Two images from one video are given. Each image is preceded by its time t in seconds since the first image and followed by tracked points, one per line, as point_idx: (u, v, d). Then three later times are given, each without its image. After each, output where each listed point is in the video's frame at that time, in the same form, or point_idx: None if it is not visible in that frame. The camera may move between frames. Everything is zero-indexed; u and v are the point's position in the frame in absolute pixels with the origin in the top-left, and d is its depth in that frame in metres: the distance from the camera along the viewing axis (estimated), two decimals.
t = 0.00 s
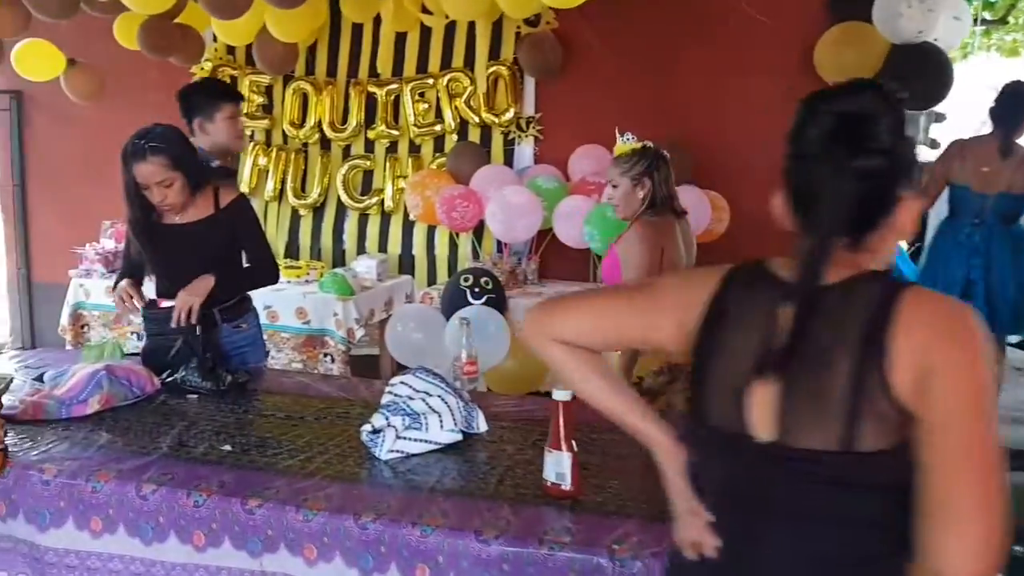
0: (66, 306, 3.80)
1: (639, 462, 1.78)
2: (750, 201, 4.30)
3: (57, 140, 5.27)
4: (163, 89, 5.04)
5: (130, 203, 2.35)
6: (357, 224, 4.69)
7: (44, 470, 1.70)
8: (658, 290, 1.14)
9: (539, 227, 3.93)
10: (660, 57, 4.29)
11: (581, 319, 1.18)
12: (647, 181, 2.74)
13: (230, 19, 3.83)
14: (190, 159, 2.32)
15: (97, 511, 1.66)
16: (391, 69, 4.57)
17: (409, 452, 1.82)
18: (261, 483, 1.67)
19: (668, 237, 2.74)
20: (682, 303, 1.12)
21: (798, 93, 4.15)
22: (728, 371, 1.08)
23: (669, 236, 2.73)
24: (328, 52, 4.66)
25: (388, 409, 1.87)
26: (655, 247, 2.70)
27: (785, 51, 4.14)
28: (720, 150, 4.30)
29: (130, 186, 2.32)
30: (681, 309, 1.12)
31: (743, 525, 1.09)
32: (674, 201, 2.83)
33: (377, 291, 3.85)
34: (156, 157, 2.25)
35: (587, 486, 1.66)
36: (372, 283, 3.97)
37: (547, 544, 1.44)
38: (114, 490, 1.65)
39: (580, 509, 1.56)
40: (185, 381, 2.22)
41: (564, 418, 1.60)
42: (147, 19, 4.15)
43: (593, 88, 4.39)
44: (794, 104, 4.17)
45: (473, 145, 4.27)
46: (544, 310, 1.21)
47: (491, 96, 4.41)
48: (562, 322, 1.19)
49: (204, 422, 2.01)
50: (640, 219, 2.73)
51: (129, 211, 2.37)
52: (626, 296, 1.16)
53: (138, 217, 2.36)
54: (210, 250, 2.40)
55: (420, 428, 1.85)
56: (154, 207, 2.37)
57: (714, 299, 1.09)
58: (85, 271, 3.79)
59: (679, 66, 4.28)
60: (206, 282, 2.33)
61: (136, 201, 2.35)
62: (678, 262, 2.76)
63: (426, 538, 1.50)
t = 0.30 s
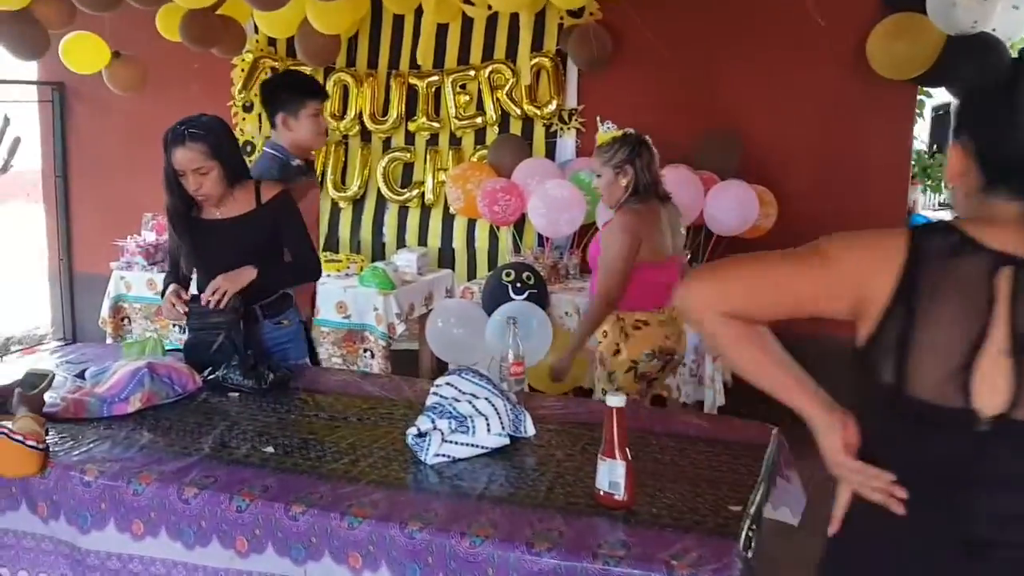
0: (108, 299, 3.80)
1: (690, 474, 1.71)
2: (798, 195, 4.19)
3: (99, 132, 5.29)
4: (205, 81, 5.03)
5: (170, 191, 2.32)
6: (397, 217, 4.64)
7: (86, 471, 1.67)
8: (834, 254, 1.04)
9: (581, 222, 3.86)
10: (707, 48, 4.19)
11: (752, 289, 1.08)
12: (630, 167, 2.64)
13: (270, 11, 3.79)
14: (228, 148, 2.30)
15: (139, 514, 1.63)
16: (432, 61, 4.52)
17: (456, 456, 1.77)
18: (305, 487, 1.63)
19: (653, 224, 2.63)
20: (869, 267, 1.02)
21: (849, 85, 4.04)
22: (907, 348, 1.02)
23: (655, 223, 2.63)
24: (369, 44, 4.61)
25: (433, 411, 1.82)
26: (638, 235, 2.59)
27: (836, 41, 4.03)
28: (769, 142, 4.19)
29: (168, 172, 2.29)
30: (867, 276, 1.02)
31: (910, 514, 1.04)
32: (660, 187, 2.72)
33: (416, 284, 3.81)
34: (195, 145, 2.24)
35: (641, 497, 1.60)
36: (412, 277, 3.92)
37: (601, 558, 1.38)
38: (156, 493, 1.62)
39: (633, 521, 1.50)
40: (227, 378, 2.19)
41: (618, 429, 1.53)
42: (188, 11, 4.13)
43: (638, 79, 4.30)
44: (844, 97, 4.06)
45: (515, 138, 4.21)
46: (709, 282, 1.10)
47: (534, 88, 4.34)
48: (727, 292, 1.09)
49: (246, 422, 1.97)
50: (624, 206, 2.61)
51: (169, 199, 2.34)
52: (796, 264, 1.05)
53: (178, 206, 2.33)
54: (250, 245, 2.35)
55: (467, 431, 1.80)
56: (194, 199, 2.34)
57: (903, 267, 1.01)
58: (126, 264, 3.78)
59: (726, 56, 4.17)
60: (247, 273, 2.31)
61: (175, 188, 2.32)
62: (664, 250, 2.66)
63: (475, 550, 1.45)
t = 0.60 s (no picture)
0: (113, 290, 3.75)
1: (707, 472, 1.67)
2: (813, 186, 4.13)
3: (105, 122, 5.26)
4: (212, 69, 4.98)
5: (171, 178, 2.28)
6: (406, 208, 4.59)
7: (87, 466, 1.62)
8: (934, 260, 1.07)
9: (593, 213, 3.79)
10: (721, 36, 4.13)
11: (884, 315, 1.05)
12: (582, 161, 2.58)
13: None
14: (228, 133, 2.26)
15: (141, 511, 1.58)
16: (441, 49, 4.46)
17: (467, 453, 1.73)
18: (314, 483, 1.58)
19: (610, 218, 2.60)
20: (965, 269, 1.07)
21: (866, 73, 3.98)
22: (1001, 348, 1.09)
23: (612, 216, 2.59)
24: (377, 31, 4.54)
25: (444, 406, 1.77)
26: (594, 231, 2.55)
27: (854, 29, 3.97)
28: (784, 132, 4.13)
29: (167, 158, 2.25)
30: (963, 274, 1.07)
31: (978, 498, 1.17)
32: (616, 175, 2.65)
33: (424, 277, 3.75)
34: (191, 129, 2.18)
35: (659, 496, 1.56)
36: (420, 268, 3.87)
37: (618, 560, 1.34)
38: (159, 489, 1.57)
39: (651, 521, 1.46)
40: (233, 371, 2.14)
41: (636, 428, 1.48)
42: None
43: (650, 68, 4.24)
44: (861, 86, 4.00)
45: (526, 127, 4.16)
46: (842, 316, 1.05)
47: (545, 76, 4.28)
48: (859, 321, 1.05)
49: (252, 416, 1.93)
50: (582, 199, 2.56)
51: (169, 188, 2.30)
52: (912, 276, 1.05)
53: (178, 194, 2.29)
54: (253, 235, 2.30)
55: (479, 427, 1.75)
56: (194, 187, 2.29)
57: (994, 265, 1.07)
58: (132, 255, 3.74)
59: (741, 45, 4.11)
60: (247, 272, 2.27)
61: (176, 175, 2.27)
62: (620, 242, 2.64)
63: (488, 550, 1.40)
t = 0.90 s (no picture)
0: (109, 286, 3.67)
1: (713, 480, 1.58)
2: (824, 178, 4.03)
3: (105, 115, 5.18)
4: (212, 62, 4.90)
5: (155, 167, 2.19)
6: (407, 202, 4.50)
7: (60, 473, 1.54)
8: (904, 266, 1.10)
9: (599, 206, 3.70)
10: (730, 26, 4.02)
11: (848, 335, 1.10)
12: (529, 142, 2.60)
13: None
14: (217, 122, 2.17)
15: (116, 520, 1.50)
16: (444, 40, 4.37)
17: (459, 458, 1.64)
18: (297, 492, 1.50)
19: (560, 197, 2.59)
20: (936, 273, 1.10)
21: (880, 63, 3.87)
22: (975, 346, 1.12)
23: (564, 198, 2.60)
24: (379, 22, 4.45)
25: (436, 409, 1.69)
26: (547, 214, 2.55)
27: (867, 18, 3.86)
28: (795, 124, 4.02)
29: (151, 145, 2.17)
30: (931, 278, 1.10)
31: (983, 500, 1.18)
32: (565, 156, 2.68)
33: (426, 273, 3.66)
34: (179, 113, 2.09)
35: (662, 506, 1.47)
36: (421, 264, 3.78)
37: None
38: (134, 498, 1.49)
39: (653, 534, 1.38)
40: (220, 371, 2.06)
41: (637, 436, 1.39)
42: None
43: (657, 59, 4.14)
44: (874, 76, 3.89)
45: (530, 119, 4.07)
46: (807, 339, 1.11)
47: (550, 67, 4.18)
48: (824, 339, 1.10)
49: (237, 419, 1.85)
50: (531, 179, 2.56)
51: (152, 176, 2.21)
52: (878, 289, 1.09)
53: (161, 184, 2.19)
54: (239, 229, 2.17)
55: (472, 432, 1.66)
56: (178, 178, 2.19)
57: (965, 268, 1.11)
58: (128, 250, 3.67)
59: (751, 34, 4.00)
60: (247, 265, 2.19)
61: (161, 164, 2.19)
62: (569, 224, 2.65)
63: (478, 566, 1.31)
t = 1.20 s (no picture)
0: (171, 285, 3.68)
1: (775, 510, 1.45)
2: (905, 172, 3.81)
3: (174, 114, 5.24)
4: (276, 59, 4.90)
5: (212, 166, 2.18)
6: (468, 199, 4.43)
7: (89, 486, 1.50)
8: (904, 259, 1.10)
9: (663, 203, 3.57)
10: (803, 14, 3.83)
11: (848, 330, 1.11)
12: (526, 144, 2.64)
13: None
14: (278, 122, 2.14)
15: (142, 537, 1.45)
16: (506, 33, 4.28)
17: (499, 478, 1.54)
18: (325, 511, 1.43)
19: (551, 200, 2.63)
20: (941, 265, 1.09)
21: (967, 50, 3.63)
22: (992, 334, 1.08)
23: (556, 205, 2.64)
24: (440, 16, 4.38)
25: (477, 424, 1.61)
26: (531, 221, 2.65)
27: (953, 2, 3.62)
28: (874, 115, 3.81)
29: (210, 147, 2.15)
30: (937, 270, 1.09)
31: None
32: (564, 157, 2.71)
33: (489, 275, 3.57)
34: (241, 116, 2.08)
35: (714, 539, 1.35)
36: (479, 264, 3.70)
37: None
38: (159, 514, 1.43)
39: (704, 571, 1.26)
40: (262, 378, 2.01)
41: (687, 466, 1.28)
42: None
43: (726, 49, 3.97)
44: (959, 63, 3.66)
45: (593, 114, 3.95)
46: (812, 336, 1.12)
47: (614, 59, 4.07)
48: (834, 334, 1.12)
49: (275, 428, 1.78)
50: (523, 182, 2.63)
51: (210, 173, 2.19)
52: (877, 285, 1.10)
53: (218, 184, 2.18)
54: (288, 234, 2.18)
55: (513, 449, 1.57)
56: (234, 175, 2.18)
57: (970, 256, 1.08)
58: (189, 249, 3.66)
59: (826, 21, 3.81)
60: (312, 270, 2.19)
61: (218, 162, 2.17)
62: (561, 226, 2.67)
63: None
